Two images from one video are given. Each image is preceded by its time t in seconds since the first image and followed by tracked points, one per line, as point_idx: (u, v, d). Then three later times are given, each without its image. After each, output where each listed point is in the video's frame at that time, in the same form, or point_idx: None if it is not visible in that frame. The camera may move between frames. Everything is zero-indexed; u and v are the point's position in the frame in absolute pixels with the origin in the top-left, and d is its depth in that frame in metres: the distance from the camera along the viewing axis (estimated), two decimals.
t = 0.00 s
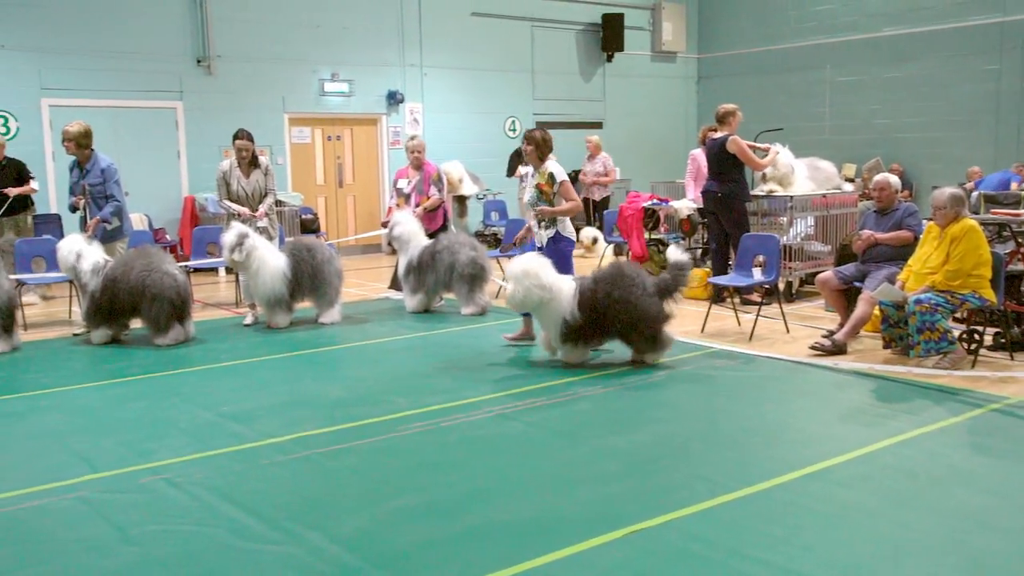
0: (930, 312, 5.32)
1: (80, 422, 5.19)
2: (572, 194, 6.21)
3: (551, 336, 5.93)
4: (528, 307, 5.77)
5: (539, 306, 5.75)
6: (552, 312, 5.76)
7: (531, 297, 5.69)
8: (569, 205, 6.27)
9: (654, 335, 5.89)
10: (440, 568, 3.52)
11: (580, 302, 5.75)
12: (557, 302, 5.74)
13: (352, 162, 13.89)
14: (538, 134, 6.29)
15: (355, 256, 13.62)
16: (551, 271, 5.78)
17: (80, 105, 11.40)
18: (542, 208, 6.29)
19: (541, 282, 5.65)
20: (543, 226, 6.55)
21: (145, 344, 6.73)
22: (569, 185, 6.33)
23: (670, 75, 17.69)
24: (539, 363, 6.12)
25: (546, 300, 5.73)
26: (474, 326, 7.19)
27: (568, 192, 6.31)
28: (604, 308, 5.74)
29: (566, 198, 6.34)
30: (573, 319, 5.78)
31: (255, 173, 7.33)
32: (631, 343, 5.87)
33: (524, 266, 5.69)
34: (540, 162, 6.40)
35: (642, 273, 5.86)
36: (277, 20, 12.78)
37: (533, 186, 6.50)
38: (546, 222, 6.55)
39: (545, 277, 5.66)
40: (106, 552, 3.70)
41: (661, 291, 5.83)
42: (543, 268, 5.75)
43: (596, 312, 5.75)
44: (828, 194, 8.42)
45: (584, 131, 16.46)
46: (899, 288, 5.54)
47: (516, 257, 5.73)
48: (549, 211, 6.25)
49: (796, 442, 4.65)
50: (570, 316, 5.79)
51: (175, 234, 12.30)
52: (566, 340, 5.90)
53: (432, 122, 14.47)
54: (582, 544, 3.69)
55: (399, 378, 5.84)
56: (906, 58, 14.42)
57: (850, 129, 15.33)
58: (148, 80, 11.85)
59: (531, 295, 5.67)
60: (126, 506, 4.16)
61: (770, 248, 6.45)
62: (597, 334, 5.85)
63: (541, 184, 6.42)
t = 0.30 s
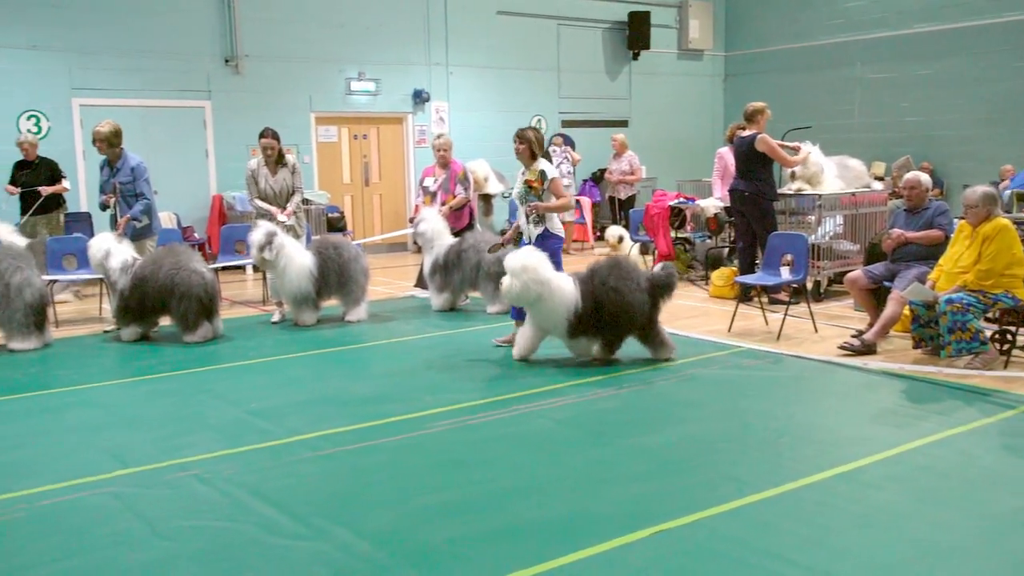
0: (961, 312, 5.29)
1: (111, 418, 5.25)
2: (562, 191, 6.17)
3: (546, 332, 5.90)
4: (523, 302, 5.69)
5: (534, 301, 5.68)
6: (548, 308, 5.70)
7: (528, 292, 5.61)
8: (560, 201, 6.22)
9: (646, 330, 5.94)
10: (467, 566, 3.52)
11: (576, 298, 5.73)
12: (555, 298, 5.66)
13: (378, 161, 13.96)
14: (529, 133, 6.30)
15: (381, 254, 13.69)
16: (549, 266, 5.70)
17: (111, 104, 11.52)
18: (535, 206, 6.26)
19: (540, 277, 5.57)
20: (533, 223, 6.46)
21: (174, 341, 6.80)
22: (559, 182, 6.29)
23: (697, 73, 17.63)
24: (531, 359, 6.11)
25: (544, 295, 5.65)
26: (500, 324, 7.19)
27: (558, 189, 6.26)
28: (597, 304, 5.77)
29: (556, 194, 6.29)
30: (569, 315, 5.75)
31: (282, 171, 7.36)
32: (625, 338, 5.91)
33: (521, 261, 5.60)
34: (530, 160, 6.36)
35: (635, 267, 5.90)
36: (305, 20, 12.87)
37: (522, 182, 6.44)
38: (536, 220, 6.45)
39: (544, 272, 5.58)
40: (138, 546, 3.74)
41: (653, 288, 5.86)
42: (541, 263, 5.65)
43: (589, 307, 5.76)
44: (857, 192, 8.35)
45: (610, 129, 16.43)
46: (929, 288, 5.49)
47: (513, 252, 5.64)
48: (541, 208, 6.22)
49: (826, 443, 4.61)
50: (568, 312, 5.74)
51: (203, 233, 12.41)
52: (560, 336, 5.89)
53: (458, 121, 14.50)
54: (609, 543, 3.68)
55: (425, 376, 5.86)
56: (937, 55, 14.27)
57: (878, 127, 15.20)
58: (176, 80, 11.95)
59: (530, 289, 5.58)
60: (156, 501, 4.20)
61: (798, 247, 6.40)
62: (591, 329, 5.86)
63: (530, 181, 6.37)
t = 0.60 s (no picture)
0: (1003, 314, 5.21)
1: (148, 412, 5.33)
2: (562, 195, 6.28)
3: (547, 335, 5.92)
4: (522, 304, 5.73)
5: (532, 303, 5.72)
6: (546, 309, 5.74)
7: (524, 294, 5.65)
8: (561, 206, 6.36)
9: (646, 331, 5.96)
10: (500, 564, 3.53)
11: (575, 298, 5.77)
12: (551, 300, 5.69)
13: (412, 159, 14.03)
14: (528, 138, 6.29)
15: (414, 252, 13.76)
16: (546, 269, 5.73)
17: (149, 102, 11.67)
18: (534, 209, 6.38)
19: (536, 279, 5.61)
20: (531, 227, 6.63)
21: (210, 337, 6.88)
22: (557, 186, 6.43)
23: (731, 70, 17.50)
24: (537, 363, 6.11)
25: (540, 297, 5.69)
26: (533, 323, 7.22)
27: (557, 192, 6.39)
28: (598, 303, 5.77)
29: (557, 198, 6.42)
30: (568, 315, 5.80)
31: (318, 168, 7.43)
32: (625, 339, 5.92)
33: (517, 263, 5.65)
34: (531, 164, 6.41)
35: (631, 268, 5.94)
36: (341, 19, 12.95)
37: (523, 187, 6.57)
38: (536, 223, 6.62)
39: (539, 274, 5.62)
40: (175, 539, 3.79)
41: (651, 286, 5.91)
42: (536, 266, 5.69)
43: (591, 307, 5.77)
44: (895, 192, 8.25)
45: (644, 128, 16.37)
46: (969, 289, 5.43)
47: (509, 256, 5.70)
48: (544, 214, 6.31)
49: (861, 445, 4.56)
50: (566, 313, 5.76)
51: (239, 229, 12.54)
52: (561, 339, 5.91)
53: (492, 119, 14.52)
54: (641, 543, 3.67)
55: (458, 374, 5.88)
56: (978, 52, 14.06)
57: (916, 125, 15.01)
58: (214, 78, 12.08)
59: (526, 291, 5.63)
60: (193, 495, 4.25)
61: (834, 247, 6.36)
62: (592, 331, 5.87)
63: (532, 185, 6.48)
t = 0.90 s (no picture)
0: None
1: (185, 406, 5.39)
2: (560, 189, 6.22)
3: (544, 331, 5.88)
4: (521, 300, 5.67)
5: (531, 298, 5.67)
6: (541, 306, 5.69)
7: (521, 289, 5.59)
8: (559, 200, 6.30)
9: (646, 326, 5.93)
10: (534, 561, 3.53)
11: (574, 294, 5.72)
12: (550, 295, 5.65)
13: (445, 157, 14.07)
14: (527, 131, 6.29)
15: (447, 250, 13.81)
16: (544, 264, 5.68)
17: (186, 101, 11.81)
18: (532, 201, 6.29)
19: (535, 274, 5.56)
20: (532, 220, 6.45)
21: (245, 332, 6.95)
22: (557, 180, 6.36)
23: (767, 67, 17.37)
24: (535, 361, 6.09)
25: (539, 291, 5.64)
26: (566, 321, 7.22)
27: (558, 187, 6.32)
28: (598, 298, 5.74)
29: (556, 192, 6.35)
30: (566, 312, 5.76)
31: (353, 166, 7.47)
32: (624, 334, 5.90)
33: (516, 258, 5.58)
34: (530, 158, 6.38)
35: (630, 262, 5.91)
36: (377, 17, 13.03)
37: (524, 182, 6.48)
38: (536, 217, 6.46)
39: (538, 269, 5.57)
40: (212, 532, 3.83)
41: (650, 279, 5.90)
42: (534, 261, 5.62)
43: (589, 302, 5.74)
44: (934, 190, 8.15)
45: (678, 126, 16.29)
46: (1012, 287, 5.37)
47: (507, 250, 5.63)
48: (541, 207, 6.24)
49: (899, 447, 4.51)
50: (566, 308, 5.72)
51: (274, 226, 12.64)
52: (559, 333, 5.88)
53: (525, 117, 14.53)
54: (676, 542, 3.66)
55: (491, 372, 5.89)
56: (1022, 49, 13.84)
57: (957, 123, 14.82)
58: (250, 76, 12.20)
59: (525, 287, 5.57)
60: (229, 488, 4.30)
61: (871, 245, 6.30)
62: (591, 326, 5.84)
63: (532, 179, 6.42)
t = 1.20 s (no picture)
0: None
1: (221, 404, 5.46)
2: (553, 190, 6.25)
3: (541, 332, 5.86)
4: (521, 301, 5.66)
5: (531, 299, 5.66)
6: (551, 305, 5.67)
7: (524, 289, 5.58)
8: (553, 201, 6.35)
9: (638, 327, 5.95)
10: (568, 561, 3.53)
11: (574, 294, 5.72)
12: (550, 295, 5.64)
13: (478, 156, 14.10)
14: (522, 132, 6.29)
15: (479, 249, 13.84)
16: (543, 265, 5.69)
17: (222, 102, 11.93)
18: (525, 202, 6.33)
19: (536, 275, 5.56)
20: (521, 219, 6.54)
21: (280, 331, 7.02)
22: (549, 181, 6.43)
23: (801, 65, 17.21)
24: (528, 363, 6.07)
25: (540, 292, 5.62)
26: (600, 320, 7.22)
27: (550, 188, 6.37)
28: (607, 287, 5.75)
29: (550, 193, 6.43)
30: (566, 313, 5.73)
31: (387, 165, 7.49)
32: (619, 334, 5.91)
33: (515, 259, 5.59)
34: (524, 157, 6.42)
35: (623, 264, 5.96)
36: (411, 18, 13.09)
37: (516, 178, 6.56)
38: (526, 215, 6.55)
39: (538, 270, 5.57)
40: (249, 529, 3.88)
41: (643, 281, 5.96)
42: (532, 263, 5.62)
43: (601, 293, 5.74)
44: (974, 188, 8.04)
45: (711, 124, 16.20)
46: None
47: (506, 252, 5.64)
48: (534, 209, 6.29)
49: (938, 449, 4.45)
50: (566, 310, 5.70)
51: (308, 226, 12.74)
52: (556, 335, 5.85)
53: (557, 116, 14.52)
54: (710, 543, 3.64)
55: (524, 371, 5.90)
56: None
57: (998, 120, 14.60)
58: (286, 77, 12.30)
59: (526, 287, 5.56)
60: (265, 486, 4.35)
61: (909, 244, 6.22)
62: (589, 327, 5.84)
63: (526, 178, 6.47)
